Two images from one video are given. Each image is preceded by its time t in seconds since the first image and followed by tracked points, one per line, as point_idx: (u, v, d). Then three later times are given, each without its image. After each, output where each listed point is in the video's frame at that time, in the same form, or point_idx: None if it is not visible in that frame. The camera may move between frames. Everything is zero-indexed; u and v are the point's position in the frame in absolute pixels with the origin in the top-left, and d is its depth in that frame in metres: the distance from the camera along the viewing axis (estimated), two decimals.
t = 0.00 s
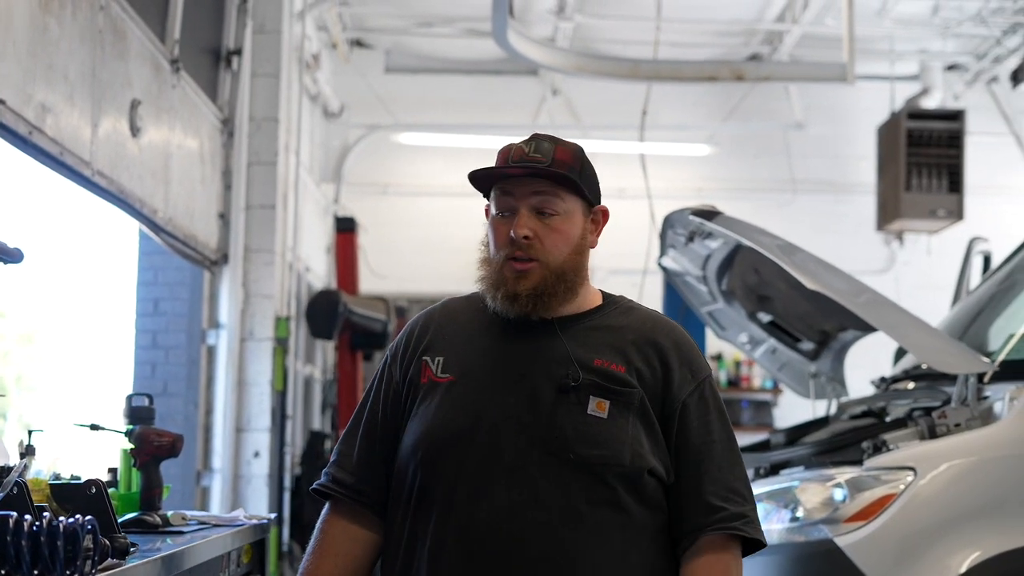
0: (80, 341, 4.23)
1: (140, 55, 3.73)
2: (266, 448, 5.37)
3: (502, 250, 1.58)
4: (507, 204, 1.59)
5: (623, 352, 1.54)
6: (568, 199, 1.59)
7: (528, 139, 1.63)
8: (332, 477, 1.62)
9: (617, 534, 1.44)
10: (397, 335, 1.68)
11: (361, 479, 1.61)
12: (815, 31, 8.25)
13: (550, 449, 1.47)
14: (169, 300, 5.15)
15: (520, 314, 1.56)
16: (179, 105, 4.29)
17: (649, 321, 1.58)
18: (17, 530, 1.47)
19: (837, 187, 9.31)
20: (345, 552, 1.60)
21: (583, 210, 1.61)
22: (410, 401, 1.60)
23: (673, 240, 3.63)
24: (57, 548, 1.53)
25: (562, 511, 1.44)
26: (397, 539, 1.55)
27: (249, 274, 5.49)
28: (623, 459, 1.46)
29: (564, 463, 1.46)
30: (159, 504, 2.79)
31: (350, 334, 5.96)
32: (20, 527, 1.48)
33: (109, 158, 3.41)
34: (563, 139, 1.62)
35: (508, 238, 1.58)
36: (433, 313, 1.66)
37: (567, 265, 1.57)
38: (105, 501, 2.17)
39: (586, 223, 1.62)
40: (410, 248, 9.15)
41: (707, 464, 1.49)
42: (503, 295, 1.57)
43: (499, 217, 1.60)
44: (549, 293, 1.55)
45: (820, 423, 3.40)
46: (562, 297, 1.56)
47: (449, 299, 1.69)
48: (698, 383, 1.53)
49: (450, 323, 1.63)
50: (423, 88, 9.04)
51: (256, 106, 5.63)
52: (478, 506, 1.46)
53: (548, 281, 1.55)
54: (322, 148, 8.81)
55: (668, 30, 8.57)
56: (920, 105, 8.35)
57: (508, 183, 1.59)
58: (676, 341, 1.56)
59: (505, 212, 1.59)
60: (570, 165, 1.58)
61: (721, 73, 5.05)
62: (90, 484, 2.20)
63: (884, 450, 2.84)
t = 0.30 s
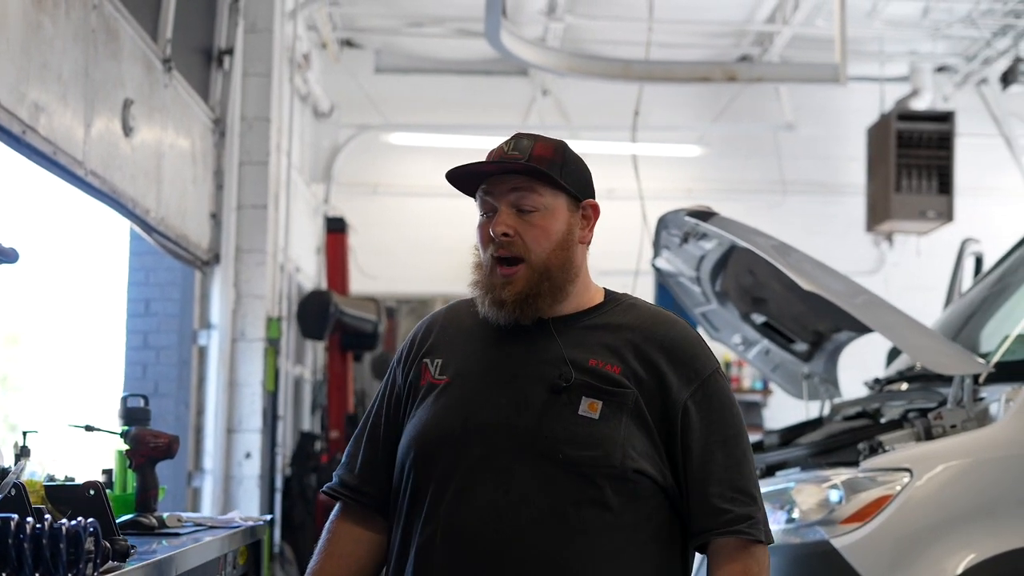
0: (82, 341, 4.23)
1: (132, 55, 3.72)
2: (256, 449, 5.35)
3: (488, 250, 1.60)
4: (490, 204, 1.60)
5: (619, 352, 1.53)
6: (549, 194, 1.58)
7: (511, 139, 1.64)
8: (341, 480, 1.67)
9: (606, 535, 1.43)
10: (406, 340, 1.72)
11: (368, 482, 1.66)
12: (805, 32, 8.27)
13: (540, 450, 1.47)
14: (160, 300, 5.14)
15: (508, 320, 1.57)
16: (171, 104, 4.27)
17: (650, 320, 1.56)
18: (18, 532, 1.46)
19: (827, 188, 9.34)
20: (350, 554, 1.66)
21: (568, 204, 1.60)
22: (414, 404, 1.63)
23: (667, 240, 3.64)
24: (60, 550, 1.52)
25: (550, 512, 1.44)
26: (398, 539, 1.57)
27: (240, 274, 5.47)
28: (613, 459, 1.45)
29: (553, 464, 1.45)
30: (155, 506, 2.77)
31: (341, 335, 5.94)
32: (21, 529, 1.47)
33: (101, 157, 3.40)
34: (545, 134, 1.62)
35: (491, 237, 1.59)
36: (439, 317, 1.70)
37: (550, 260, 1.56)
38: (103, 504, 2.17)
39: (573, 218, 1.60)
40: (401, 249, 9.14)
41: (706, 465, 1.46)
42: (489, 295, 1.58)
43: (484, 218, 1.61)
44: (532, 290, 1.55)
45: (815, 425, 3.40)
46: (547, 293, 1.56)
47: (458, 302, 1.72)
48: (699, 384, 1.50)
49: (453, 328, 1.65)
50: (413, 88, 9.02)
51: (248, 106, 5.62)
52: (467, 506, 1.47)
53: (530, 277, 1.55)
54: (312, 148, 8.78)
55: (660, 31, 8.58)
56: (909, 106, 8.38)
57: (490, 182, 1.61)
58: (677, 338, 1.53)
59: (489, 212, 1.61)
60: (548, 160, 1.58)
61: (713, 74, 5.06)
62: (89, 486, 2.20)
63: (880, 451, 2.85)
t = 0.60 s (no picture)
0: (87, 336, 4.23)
1: (129, 50, 3.71)
2: (252, 446, 5.34)
3: (507, 249, 1.59)
4: (505, 203, 1.59)
5: (625, 345, 1.53)
6: (564, 187, 1.58)
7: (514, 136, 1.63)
8: (349, 475, 1.68)
9: (609, 529, 1.42)
10: (415, 335, 1.72)
11: (375, 479, 1.67)
12: (800, 30, 8.27)
13: (545, 443, 1.47)
14: (156, 298, 5.11)
15: (533, 312, 1.57)
16: (167, 101, 4.26)
17: (656, 315, 1.56)
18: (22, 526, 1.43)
19: (821, 186, 9.35)
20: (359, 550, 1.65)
21: (582, 196, 1.61)
22: (421, 398, 1.63)
23: (665, 237, 3.65)
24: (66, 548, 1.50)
25: (553, 504, 1.43)
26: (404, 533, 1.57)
27: (235, 270, 5.46)
28: (617, 452, 1.44)
29: (557, 457, 1.45)
30: (155, 502, 2.75)
31: (336, 333, 5.93)
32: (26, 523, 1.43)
33: (99, 153, 3.39)
34: (549, 129, 1.62)
35: (511, 235, 1.58)
36: (448, 312, 1.70)
37: (573, 253, 1.57)
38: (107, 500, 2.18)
39: (586, 209, 1.61)
40: (396, 246, 9.13)
41: (711, 458, 1.45)
42: (513, 292, 1.57)
43: (499, 218, 1.60)
44: (561, 284, 1.55)
45: (813, 421, 3.40)
46: (575, 286, 1.56)
47: (467, 297, 1.72)
48: (705, 377, 1.49)
49: (461, 323, 1.66)
50: (407, 86, 9.00)
51: (243, 103, 5.59)
52: (472, 499, 1.47)
53: (558, 271, 1.55)
54: (306, 145, 8.77)
55: (655, 28, 8.58)
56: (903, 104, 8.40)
57: (503, 181, 1.60)
58: (683, 331, 1.53)
59: (505, 210, 1.59)
60: (561, 153, 1.58)
61: (710, 70, 5.06)
62: (93, 481, 2.19)
63: (881, 448, 2.86)
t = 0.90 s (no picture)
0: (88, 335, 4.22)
1: (129, 48, 3.71)
2: (250, 446, 5.33)
3: (502, 248, 1.59)
4: (500, 202, 1.60)
5: (635, 343, 1.53)
6: (559, 186, 1.56)
7: (515, 134, 1.62)
8: (359, 473, 1.68)
9: (623, 527, 1.42)
10: (424, 332, 1.73)
11: (386, 476, 1.68)
12: (797, 30, 8.27)
13: (557, 441, 1.46)
14: (153, 297, 5.11)
15: (527, 311, 1.57)
16: (166, 99, 4.25)
17: (668, 312, 1.56)
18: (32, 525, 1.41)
19: (817, 186, 9.36)
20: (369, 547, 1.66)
21: (580, 194, 1.58)
22: (431, 396, 1.63)
23: (666, 236, 3.68)
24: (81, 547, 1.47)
25: (566, 503, 1.43)
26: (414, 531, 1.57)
27: (233, 270, 5.44)
28: (630, 450, 1.44)
29: (570, 455, 1.45)
30: (159, 501, 2.74)
31: (333, 332, 5.92)
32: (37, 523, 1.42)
33: (99, 152, 3.39)
34: (548, 127, 1.60)
35: (505, 235, 1.58)
36: (457, 309, 1.70)
37: (566, 254, 1.55)
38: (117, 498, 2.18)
39: (585, 207, 1.59)
40: (392, 247, 9.13)
41: (725, 456, 1.45)
42: (507, 291, 1.58)
43: (495, 216, 1.60)
44: (551, 286, 1.55)
45: (814, 421, 3.40)
46: (566, 287, 1.55)
47: (475, 294, 1.73)
48: (718, 373, 1.49)
49: (470, 320, 1.66)
50: (403, 86, 8.98)
51: (241, 101, 5.58)
52: (484, 498, 1.47)
53: (549, 272, 1.55)
54: (302, 144, 8.75)
55: (653, 27, 8.58)
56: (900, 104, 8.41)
57: (498, 180, 1.60)
58: (694, 328, 1.53)
59: (500, 209, 1.59)
60: (554, 153, 1.56)
61: (709, 70, 5.05)
62: (102, 479, 2.19)
63: (884, 447, 2.85)
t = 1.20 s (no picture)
0: (99, 335, 4.23)
1: (130, 48, 3.70)
2: (250, 446, 5.33)
3: (499, 250, 1.61)
4: (497, 204, 1.60)
5: (641, 342, 1.52)
6: (554, 188, 1.56)
7: (514, 135, 1.62)
8: (368, 475, 1.69)
9: (630, 527, 1.42)
10: (431, 334, 1.73)
11: (395, 479, 1.68)
12: (795, 30, 8.27)
13: (563, 441, 1.46)
14: (152, 297, 5.22)
15: (525, 312, 1.58)
16: (167, 99, 4.25)
17: (674, 310, 1.55)
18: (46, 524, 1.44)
19: (815, 187, 9.37)
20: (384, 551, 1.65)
21: (576, 195, 1.58)
22: (439, 397, 1.64)
23: (668, 237, 3.67)
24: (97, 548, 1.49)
25: (573, 503, 1.43)
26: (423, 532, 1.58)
27: (232, 271, 5.43)
28: (636, 450, 1.44)
29: (576, 455, 1.45)
30: (165, 502, 2.75)
31: (331, 332, 5.92)
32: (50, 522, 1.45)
33: (101, 153, 3.38)
34: (544, 128, 1.60)
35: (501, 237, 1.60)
36: (463, 311, 1.71)
37: (560, 256, 1.56)
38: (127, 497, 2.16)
39: (582, 208, 1.59)
40: (390, 247, 9.13)
41: (733, 454, 1.45)
42: (504, 292, 1.59)
43: (493, 218, 1.62)
44: (546, 287, 1.55)
45: (815, 421, 3.40)
46: (561, 288, 1.56)
47: (481, 296, 1.73)
48: (725, 371, 1.49)
49: (475, 321, 1.66)
50: (400, 86, 8.97)
51: (241, 102, 5.57)
52: (490, 499, 1.47)
53: (543, 274, 1.55)
54: (299, 144, 8.74)
55: (652, 28, 8.58)
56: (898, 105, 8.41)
57: (494, 182, 1.61)
58: (700, 326, 1.53)
59: (496, 212, 1.61)
60: (549, 155, 1.56)
61: (708, 70, 5.06)
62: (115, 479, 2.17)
63: (888, 448, 2.86)
